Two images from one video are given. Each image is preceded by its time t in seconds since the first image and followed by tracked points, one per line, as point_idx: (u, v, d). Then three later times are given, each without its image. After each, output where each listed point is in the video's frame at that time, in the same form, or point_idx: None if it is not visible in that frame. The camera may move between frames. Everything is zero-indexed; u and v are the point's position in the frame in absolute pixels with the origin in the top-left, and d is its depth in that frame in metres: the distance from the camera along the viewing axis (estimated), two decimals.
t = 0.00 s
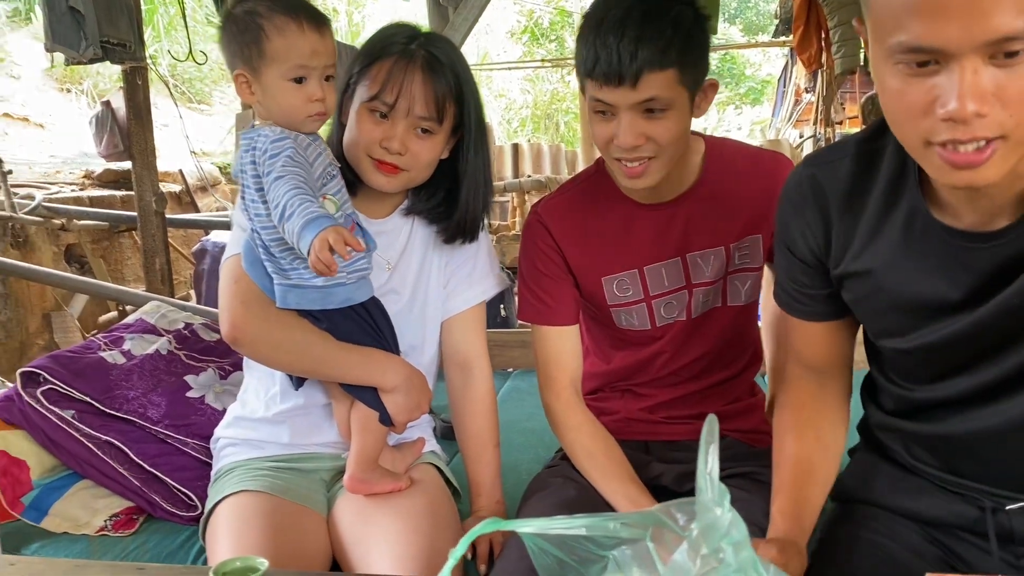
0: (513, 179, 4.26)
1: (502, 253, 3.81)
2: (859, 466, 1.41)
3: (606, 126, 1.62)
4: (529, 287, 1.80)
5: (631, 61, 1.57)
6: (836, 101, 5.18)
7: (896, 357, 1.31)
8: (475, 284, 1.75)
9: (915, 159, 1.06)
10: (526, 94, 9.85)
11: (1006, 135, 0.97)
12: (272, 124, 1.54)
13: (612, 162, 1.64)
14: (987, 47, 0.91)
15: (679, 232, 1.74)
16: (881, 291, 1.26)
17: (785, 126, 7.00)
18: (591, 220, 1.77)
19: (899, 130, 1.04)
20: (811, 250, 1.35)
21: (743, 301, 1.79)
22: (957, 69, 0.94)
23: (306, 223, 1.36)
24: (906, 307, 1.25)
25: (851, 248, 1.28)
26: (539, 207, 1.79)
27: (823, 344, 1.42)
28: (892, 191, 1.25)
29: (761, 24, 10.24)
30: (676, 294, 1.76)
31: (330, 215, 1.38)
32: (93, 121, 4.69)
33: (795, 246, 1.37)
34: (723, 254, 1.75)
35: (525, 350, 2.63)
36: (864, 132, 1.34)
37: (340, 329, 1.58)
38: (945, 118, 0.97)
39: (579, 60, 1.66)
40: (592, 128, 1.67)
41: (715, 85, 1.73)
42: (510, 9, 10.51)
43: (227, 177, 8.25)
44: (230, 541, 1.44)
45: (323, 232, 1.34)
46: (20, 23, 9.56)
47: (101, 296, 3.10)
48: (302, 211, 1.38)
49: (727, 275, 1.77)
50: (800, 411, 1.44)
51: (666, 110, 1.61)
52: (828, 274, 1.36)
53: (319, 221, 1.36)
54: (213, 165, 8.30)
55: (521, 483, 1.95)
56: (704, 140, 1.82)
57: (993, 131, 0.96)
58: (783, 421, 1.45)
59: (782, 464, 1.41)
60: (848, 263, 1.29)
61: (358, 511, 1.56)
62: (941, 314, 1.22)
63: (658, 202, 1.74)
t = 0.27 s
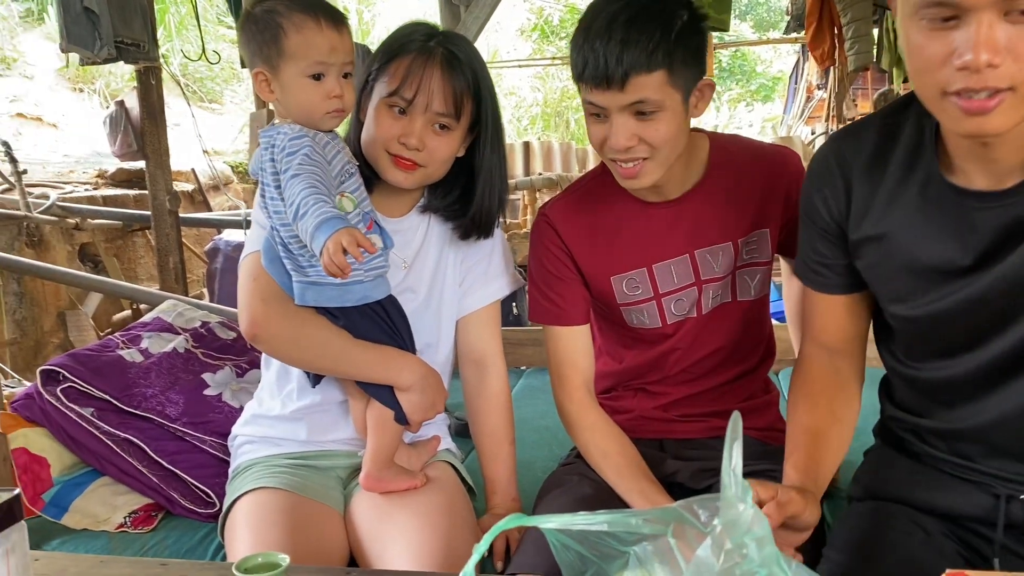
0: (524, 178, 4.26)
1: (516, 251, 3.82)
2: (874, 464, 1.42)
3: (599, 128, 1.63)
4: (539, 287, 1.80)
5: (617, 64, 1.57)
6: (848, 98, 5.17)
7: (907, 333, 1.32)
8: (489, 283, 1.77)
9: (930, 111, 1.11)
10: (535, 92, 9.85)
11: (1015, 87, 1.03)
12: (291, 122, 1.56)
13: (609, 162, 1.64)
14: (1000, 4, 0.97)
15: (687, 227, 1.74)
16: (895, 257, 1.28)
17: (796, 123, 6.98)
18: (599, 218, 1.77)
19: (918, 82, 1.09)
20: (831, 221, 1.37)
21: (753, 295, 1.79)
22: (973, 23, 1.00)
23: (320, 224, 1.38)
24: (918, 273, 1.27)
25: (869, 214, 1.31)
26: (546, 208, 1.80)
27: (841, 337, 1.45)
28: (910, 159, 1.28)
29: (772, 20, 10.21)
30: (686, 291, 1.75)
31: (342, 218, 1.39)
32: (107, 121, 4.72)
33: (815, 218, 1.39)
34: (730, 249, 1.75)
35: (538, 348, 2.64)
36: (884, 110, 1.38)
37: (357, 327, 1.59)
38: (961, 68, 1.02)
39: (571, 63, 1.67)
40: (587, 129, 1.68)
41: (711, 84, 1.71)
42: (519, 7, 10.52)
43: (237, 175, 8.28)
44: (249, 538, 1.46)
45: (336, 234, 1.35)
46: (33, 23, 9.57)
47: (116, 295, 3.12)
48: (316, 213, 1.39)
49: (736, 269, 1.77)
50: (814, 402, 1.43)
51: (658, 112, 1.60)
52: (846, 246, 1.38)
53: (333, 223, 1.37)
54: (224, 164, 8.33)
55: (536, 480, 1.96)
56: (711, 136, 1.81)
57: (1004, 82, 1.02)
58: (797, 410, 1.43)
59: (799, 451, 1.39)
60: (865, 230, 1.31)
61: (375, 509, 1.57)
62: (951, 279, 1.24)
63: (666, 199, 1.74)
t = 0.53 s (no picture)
0: (535, 175, 4.27)
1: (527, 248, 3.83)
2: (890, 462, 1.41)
3: (597, 132, 1.62)
4: (548, 286, 1.80)
5: (606, 68, 1.56)
6: (860, 94, 5.15)
7: (947, 310, 1.31)
8: (500, 281, 1.78)
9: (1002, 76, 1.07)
10: (545, 90, 9.85)
11: None
12: (306, 120, 1.56)
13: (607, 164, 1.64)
14: None
15: (696, 224, 1.73)
16: (947, 228, 1.28)
17: (807, 119, 6.95)
18: (607, 215, 1.77)
19: (990, 49, 1.05)
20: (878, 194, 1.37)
21: (763, 293, 1.77)
22: None
23: (342, 231, 1.39)
24: (970, 244, 1.26)
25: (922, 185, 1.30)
26: (554, 207, 1.80)
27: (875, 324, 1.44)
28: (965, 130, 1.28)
29: (783, 16, 10.17)
30: (694, 289, 1.74)
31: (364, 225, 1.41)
32: (120, 119, 4.75)
33: (861, 194, 1.39)
34: (738, 246, 1.74)
35: (549, 346, 2.64)
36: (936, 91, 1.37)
37: (372, 324, 1.60)
38: None
39: (564, 68, 1.66)
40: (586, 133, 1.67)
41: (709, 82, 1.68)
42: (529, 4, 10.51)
43: (248, 173, 8.31)
44: (264, 534, 1.46)
45: (360, 243, 1.37)
46: (45, 22, 9.62)
47: (128, 293, 3.13)
48: (336, 219, 1.41)
49: (744, 266, 1.75)
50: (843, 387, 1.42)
51: (650, 115, 1.58)
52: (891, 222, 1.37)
53: (356, 230, 1.39)
54: (235, 162, 8.37)
55: (547, 478, 1.96)
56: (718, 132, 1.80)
57: None
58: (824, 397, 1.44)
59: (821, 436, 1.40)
60: (917, 202, 1.31)
61: (389, 505, 1.58)
62: (1005, 246, 1.23)
63: (675, 196, 1.73)
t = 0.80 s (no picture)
0: (547, 171, 4.26)
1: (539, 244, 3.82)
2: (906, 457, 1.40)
3: (608, 128, 1.61)
4: (561, 281, 1.79)
5: (615, 62, 1.55)
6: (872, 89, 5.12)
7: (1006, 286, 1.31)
8: (514, 276, 1.78)
9: None
10: (555, 86, 9.84)
11: None
12: (316, 114, 1.56)
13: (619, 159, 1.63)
14: None
15: (710, 218, 1.72)
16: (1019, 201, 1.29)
17: (819, 115, 6.92)
18: (623, 208, 1.75)
19: None
20: (943, 168, 1.36)
21: (778, 285, 1.76)
22: None
23: (343, 236, 1.40)
24: None
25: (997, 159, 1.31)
26: (567, 202, 1.79)
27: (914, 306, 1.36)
28: None
29: (795, 12, 10.12)
30: (708, 283, 1.73)
31: (365, 229, 1.42)
32: (133, 116, 4.77)
33: (922, 168, 1.38)
34: (752, 239, 1.73)
35: (560, 341, 2.64)
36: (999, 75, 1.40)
37: (384, 319, 1.60)
38: None
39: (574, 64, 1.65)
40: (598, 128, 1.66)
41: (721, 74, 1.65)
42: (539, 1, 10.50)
43: (259, 170, 8.33)
44: (277, 527, 1.46)
45: (360, 249, 1.39)
46: (59, 20, 9.76)
47: (140, 288, 3.14)
48: (337, 223, 1.42)
49: (758, 260, 1.74)
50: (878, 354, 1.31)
51: (661, 109, 1.56)
52: (952, 197, 1.36)
53: (357, 235, 1.40)
54: (245, 159, 8.39)
55: (560, 472, 1.95)
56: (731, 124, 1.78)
57: None
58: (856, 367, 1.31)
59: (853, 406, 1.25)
60: (988, 175, 1.32)
61: (402, 499, 1.58)
62: None
63: (687, 189, 1.72)
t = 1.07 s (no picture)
0: (556, 166, 4.26)
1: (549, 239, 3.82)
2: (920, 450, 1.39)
3: (620, 122, 1.61)
4: (573, 276, 1.78)
5: (628, 55, 1.54)
6: (884, 83, 5.09)
7: None
8: (526, 269, 1.77)
9: None
10: (564, 82, 9.82)
11: None
12: (328, 110, 1.56)
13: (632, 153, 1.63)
14: None
15: (722, 212, 1.71)
16: None
17: (829, 110, 6.89)
18: (635, 203, 1.75)
19: None
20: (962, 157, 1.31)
21: (789, 280, 1.76)
22: None
23: (354, 235, 1.42)
24: None
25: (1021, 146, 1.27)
26: (578, 195, 1.78)
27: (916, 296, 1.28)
28: None
29: (805, 7, 10.07)
30: (720, 277, 1.72)
31: (377, 229, 1.43)
32: (143, 112, 4.79)
33: (937, 157, 1.32)
34: (765, 233, 1.72)
35: (571, 336, 2.63)
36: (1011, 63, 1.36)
37: (396, 312, 1.60)
38: None
39: (585, 58, 1.64)
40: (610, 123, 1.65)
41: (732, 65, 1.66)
42: None
43: (269, 166, 8.35)
44: (290, 521, 1.47)
45: (372, 249, 1.41)
46: (69, 18, 9.81)
47: (151, 283, 3.16)
48: (350, 222, 1.43)
49: (771, 253, 1.73)
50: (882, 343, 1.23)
51: (675, 102, 1.56)
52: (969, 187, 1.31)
53: (369, 235, 1.42)
54: (255, 156, 8.42)
55: (572, 467, 1.95)
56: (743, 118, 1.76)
57: None
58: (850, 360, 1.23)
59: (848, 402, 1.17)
60: (1009, 163, 1.27)
61: (413, 493, 1.58)
62: None
63: (698, 184, 1.71)
